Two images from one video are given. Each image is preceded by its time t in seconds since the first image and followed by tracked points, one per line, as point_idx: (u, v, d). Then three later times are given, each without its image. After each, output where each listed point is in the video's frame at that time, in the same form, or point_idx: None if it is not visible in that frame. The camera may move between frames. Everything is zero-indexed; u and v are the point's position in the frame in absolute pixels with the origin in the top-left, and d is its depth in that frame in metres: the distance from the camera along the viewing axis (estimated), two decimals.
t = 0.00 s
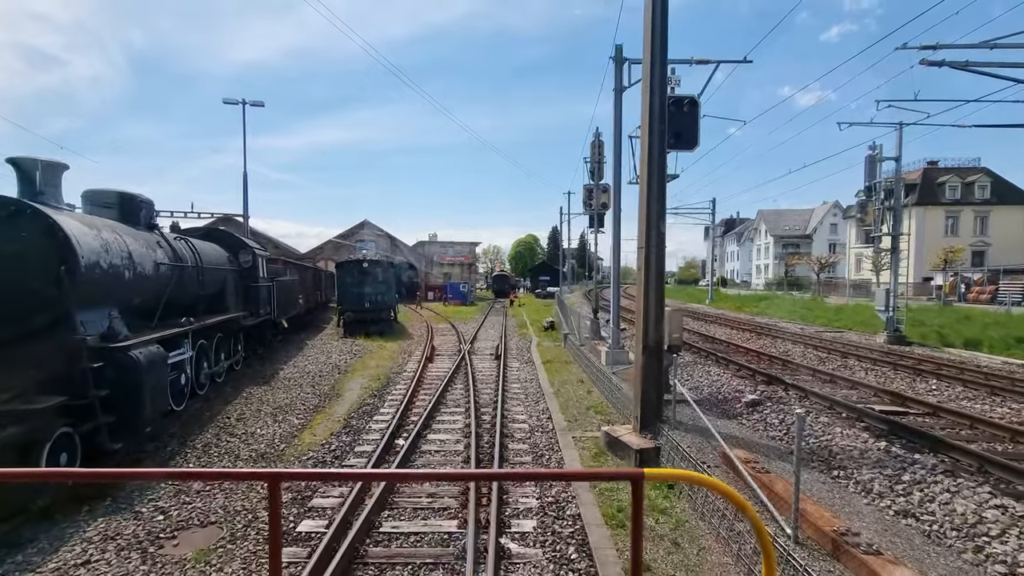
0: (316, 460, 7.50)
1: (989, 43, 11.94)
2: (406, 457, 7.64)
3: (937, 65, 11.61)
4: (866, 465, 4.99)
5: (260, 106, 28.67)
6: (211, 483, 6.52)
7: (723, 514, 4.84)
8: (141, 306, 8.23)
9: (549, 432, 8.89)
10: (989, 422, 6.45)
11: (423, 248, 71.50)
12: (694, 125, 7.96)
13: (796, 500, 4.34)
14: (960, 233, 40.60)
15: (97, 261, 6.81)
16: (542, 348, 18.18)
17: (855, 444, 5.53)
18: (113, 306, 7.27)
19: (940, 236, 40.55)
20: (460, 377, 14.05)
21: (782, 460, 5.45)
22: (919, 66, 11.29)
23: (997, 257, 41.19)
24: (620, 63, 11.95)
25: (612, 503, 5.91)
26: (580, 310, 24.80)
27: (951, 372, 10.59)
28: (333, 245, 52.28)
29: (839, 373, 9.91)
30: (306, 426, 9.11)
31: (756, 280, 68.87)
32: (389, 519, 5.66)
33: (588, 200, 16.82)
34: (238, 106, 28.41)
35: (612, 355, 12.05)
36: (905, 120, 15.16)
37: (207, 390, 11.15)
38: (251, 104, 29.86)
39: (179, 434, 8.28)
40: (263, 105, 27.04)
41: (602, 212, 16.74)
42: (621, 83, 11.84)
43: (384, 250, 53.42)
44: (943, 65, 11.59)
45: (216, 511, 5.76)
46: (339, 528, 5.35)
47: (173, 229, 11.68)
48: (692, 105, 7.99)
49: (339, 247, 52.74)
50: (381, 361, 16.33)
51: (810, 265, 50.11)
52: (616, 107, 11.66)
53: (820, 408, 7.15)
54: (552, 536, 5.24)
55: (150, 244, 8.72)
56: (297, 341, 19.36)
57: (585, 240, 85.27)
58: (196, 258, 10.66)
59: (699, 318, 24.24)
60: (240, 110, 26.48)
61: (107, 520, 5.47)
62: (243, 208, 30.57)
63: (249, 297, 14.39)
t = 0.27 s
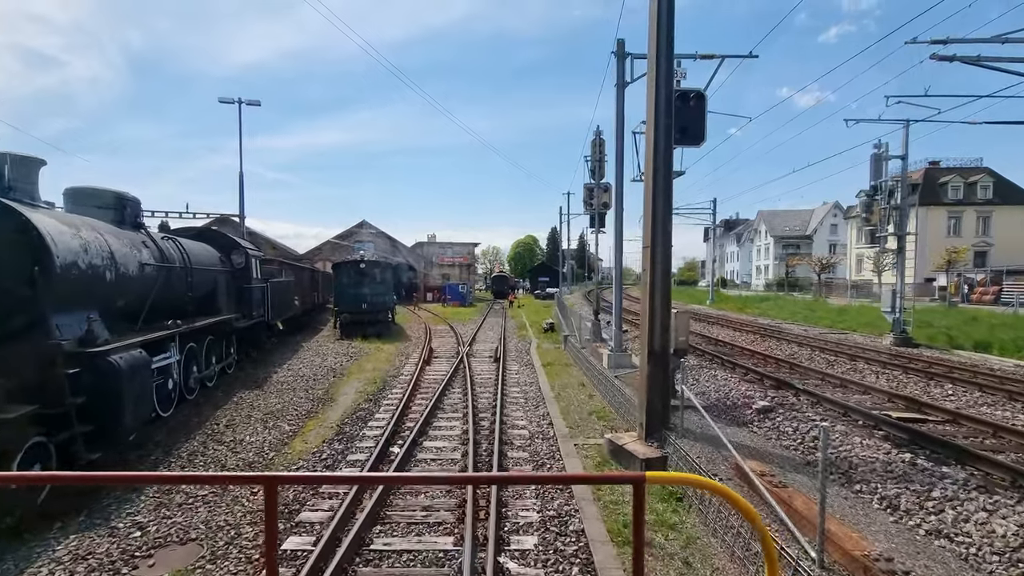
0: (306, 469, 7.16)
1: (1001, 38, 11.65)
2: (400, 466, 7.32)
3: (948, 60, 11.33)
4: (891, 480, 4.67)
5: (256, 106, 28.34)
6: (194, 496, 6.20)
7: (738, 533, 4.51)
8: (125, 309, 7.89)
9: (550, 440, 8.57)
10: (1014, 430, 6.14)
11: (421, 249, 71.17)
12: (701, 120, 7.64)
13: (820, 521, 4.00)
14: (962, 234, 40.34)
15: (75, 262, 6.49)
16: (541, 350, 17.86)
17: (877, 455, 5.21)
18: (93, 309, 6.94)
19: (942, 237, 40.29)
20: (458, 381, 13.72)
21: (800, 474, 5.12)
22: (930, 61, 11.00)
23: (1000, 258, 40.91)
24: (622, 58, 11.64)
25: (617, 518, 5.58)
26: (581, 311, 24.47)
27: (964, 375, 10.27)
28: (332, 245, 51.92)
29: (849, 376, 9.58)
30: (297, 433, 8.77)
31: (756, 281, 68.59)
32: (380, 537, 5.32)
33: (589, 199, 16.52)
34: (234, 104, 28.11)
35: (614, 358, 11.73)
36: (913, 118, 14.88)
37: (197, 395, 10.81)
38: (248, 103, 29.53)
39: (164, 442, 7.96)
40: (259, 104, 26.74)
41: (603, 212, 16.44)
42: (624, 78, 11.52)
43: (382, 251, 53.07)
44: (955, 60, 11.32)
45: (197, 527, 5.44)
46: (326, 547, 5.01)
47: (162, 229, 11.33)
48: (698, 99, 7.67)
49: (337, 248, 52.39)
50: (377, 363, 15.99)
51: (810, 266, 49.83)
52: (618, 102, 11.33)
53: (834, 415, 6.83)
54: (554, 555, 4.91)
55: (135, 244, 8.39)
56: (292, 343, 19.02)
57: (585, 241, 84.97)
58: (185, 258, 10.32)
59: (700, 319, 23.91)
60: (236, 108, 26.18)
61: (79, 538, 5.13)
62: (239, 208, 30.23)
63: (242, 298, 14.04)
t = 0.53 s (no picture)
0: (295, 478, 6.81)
1: (1012, 33, 11.40)
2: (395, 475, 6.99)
3: (959, 56, 11.09)
4: (919, 496, 4.36)
5: (253, 104, 28.05)
6: (176, 509, 5.89)
7: (755, 553, 4.20)
8: (108, 311, 7.59)
9: (551, 447, 8.25)
10: None
11: (420, 250, 70.86)
12: (708, 114, 7.34)
13: (848, 544, 3.68)
14: (964, 235, 40.13)
15: (52, 262, 6.17)
16: (541, 352, 17.54)
17: (900, 468, 4.90)
18: (71, 312, 6.62)
19: (944, 238, 40.07)
20: (456, 384, 13.41)
21: (819, 488, 4.80)
22: (940, 57, 10.76)
23: (1002, 259, 40.70)
24: (625, 53, 11.36)
25: (623, 533, 5.28)
26: (581, 312, 24.21)
27: (976, 379, 9.98)
28: (330, 246, 51.66)
29: (860, 381, 9.28)
30: (288, 440, 8.45)
31: (756, 282, 68.37)
32: (369, 555, 5.00)
33: (589, 199, 16.24)
34: (231, 103, 27.79)
35: (617, 361, 11.42)
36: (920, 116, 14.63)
37: (187, 400, 10.49)
38: (244, 102, 29.22)
39: (149, 450, 7.63)
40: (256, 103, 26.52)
41: (603, 211, 16.16)
42: (626, 74, 11.21)
43: (381, 251, 52.77)
44: (965, 56, 11.08)
45: (177, 543, 5.14)
46: (313, 566, 4.69)
47: (151, 229, 11.01)
48: (705, 93, 7.37)
49: (335, 249, 52.02)
50: (374, 366, 15.68)
51: (811, 267, 49.58)
52: (620, 98, 11.01)
53: (849, 422, 6.53)
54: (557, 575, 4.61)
55: (119, 243, 8.08)
56: (288, 346, 18.68)
57: (584, 242, 84.77)
58: (174, 258, 10.02)
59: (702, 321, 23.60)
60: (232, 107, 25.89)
61: (51, 557, 4.83)
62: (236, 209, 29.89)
63: (234, 299, 13.72)
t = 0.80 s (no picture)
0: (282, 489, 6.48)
1: None
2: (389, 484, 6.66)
3: (971, 50, 10.82)
4: (950, 515, 4.05)
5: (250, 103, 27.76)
6: (157, 523, 5.59)
7: None
8: (91, 313, 7.29)
9: (552, 454, 7.92)
10: None
11: (420, 251, 70.57)
12: (716, 108, 7.03)
13: (879, 569, 3.37)
14: (967, 235, 39.86)
15: (24, 262, 5.86)
16: (541, 354, 17.23)
17: (927, 482, 4.59)
18: (48, 314, 6.31)
19: (947, 238, 39.80)
20: (455, 387, 13.11)
21: (841, 502, 4.49)
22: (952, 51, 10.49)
23: (1005, 260, 40.43)
24: (628, 47, 11.05)
25: (630, 550, 4.97)
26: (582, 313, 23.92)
27: (991, 383, 9.68)
28: (328, 247, 51.38)
29: (871, 385, 8.97)
30: (279, 447, 8.13)
31: (757, 282, 68.09)
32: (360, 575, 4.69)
33: (590, 197, 15.94)
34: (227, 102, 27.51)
35: (619, 364, 11.11)
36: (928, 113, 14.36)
37: (176, 404, 10.18)
38: (241, 101, 28.92)
39: (133, 458, 7.31)
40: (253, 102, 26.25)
41: (605, 210, 15.86)
42: (629, 69, 10.91)
43: (380, 252, 52.47)
44: (977, 50, 10.82)
45: (155, 561, 4.84)
46: None
47: (140, 228, 10.69)
48: (713, 86, 7.06)
49: (334, 249, 51.70)
50: (371, 368, 15.37)
51: (813, 267, 49.31)
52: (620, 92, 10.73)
53: (866, 430, 6.22)
54: None
55: (103, 242, 7.78)
56: (283, 348, 18.36)
57: (584, 242, 84.52)
58: (163, 258, 9.72)
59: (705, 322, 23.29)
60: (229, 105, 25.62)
61: None
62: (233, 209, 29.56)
63: (227, 300, 13.40)
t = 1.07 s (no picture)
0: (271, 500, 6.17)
1: None
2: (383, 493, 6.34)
3: (983, 44, 10.55)
4: (988, 535, 3.74)
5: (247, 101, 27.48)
6: (136, 538, 5.29)
7: None
8: (72, 315, 6.99)
9: (554, 462, 7.59)
10: None
11: (419, 251, 70.24)
12: (725, 101, 6.73)
13: None
14: (970, 235, 39.57)
15: None
16: (542, 356, 16.93)
17: (957, 498, 4.29)
18: (24, 316, 6.02)
19: (949, 238, 39.52)
20: (453, 390, 12.80)
21: (865, 520, 4.19)
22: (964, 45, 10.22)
23: (1008, 260, 40.13)
24: (631, 41, 10.74)
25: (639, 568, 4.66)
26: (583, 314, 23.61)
27: (1007, 387, 9.37)
28: (327, 247, 51.07)
29: (884, 389, 8.66)
30: (270, 454, 7.82)
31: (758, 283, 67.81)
32: None
33: (591, 196, 15.61)
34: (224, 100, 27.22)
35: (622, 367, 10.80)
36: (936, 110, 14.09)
37: (166, 409, 9.87)
38: (238, 99, 28.63)
39: (116, 466, 7.01)
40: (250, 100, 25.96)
41: (606, 209, 15.55)
42: (632, 63, 10.60)
43: (379, 252, 52.16)
44: (990, 44, 10.55)
45: None
46: None
47: (128, 227, 10.38)
48: (722, 78, 6.75)
49: (333, 250, 51.38)
50: (368, 371, 15.06)
51: (815, 268, 49.02)
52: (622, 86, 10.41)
53: (884, 438, 5.93)
54: None
55: (85, 240, 7.47)
56: (279, 350, 18.04)
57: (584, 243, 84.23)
58: (151, 258, 9.41)
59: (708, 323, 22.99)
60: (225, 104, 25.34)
61: None
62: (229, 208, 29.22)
63: (220, 301, 13.08)
